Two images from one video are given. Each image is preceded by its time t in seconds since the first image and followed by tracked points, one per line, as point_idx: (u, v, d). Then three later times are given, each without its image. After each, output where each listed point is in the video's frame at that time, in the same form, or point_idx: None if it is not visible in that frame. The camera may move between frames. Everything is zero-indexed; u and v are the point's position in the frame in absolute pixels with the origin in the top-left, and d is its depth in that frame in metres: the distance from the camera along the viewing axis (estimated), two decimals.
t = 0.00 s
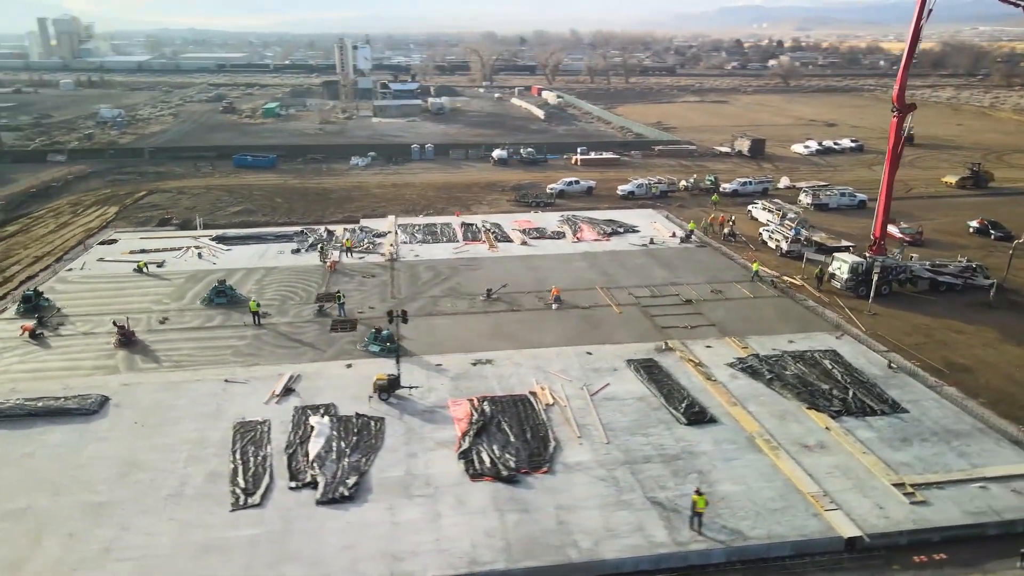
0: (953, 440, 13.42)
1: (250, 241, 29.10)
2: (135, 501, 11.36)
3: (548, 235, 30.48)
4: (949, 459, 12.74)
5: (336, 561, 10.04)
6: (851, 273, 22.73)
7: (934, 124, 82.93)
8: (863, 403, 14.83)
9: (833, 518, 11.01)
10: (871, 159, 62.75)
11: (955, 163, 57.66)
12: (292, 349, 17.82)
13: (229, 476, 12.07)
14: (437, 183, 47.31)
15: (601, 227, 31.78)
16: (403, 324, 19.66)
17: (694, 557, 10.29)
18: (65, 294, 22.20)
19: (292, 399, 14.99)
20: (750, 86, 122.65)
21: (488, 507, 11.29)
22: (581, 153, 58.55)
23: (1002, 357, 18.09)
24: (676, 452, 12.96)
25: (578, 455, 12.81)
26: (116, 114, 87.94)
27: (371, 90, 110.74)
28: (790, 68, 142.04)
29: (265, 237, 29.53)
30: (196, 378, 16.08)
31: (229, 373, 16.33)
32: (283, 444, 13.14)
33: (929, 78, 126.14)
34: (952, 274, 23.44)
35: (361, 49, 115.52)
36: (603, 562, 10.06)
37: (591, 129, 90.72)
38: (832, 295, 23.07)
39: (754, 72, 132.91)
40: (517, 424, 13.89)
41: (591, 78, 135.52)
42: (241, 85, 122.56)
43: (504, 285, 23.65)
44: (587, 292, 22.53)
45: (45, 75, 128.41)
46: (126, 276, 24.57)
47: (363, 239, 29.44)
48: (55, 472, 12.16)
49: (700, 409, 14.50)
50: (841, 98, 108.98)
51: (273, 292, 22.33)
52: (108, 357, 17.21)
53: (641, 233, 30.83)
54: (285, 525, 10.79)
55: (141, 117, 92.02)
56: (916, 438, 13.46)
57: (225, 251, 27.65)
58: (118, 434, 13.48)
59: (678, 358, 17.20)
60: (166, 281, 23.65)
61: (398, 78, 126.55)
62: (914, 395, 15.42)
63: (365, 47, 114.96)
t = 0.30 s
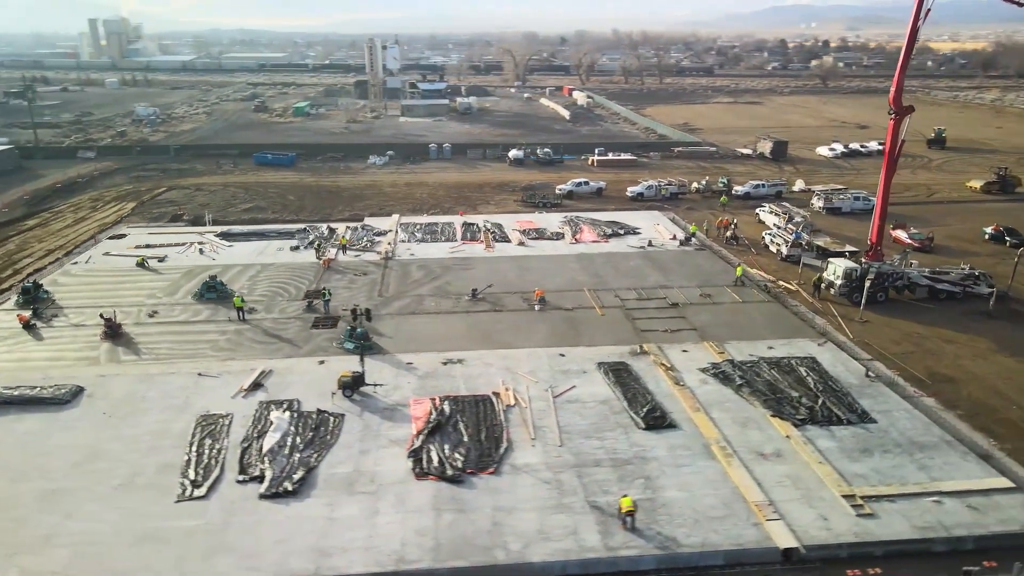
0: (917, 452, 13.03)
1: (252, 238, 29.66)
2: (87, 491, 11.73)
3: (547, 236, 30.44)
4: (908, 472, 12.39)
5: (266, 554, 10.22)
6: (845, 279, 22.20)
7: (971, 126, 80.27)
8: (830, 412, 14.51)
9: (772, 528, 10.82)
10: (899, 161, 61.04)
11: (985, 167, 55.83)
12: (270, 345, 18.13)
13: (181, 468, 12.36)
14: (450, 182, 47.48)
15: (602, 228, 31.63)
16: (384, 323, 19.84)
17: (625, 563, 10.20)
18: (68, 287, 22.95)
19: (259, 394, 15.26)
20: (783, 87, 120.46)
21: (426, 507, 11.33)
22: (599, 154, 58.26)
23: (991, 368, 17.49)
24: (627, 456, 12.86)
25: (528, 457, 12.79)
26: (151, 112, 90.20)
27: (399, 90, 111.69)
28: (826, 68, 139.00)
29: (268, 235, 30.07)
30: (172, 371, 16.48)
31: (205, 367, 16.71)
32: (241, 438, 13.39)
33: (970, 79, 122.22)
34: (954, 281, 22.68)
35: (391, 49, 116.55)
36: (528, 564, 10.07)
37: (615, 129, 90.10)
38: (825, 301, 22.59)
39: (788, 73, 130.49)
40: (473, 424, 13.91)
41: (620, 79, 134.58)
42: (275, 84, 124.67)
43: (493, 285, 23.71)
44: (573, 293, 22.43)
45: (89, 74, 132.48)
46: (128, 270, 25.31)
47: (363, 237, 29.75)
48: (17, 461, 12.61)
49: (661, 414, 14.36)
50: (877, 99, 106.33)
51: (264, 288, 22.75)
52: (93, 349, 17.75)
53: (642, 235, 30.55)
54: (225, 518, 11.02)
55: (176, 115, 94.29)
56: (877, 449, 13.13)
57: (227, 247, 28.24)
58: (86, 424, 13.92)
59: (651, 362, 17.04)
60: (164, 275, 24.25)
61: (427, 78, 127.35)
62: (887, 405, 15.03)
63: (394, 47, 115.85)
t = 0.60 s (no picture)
0: (875, 462, 12.75)
1: (253, 234, 30.15)
2: (43, 480, 12.07)
3: (543, 236, 30.40)
4: (861, 481, 12.14)
5: (200, 545, 10.42)
6: (834, 284, 21.79)
7: (1005, 128, 77.89)
8: (793, 419, 14.28)
9: (708, 534, 10.71)
10: (923, 164, 59.55)
11: (1012, 172, 54.13)
12: (248, 340, 18.43)
13: (137, 459, 12.66)
14: (460, 182, 47.63)
15: (600, 229, 31.48)
16: (364, 321, 20.04)
17: (553, 564, 10.18)
18: (66, 280, 23.59)
19: (226, 389, 15.53)
20: (812, 87, 118.33)
21: (366, 503, 11.43)
22: (613, 155, 57.95)
23: (974, 377, 17.00)
24: (576, 458, 12.81)
25: (477, 457, 12.83)
26: (181, 111, 92.12)
27: (423, 89, 112.37)
28: (859, 67, 136.16)
29: (268, 232, 30.53)
30: (148, 364, 16.85)
31: (181, 361, 17.06)
32: (200, 431, 13.66)
33: (1009, 80, 118.47)
34: (950, 288, 22.07)
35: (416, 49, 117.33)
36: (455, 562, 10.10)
37: (636, 130, 89.48)
38: (814, 306, 22.20)
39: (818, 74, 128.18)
40: (428, 423, 13.98)
41: (646, 79, 133.57)
42: (302, 84, 126.32)
43: (480, 285, 23.77)
44: (556, 294, 22.39)
45: (127, 73, 136.03)
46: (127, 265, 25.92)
47: (360, 235, 30.03)
48: None
49: (619, 417, 14.28)
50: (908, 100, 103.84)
51: (254, 284, 23.12)
52: (77, 341, 18.25)
53: (639, 237, 30.34)
54: (169, 509, 11.26)
55: (204, 114, 96.18)
56: (833, 458, 12.89)
57: (226, 244, 28.74)
58: (55, 414, 14.33)
59: (620, 364, 16.94)
60: (160, 270, 24.79)
61: (452, 78, 127.89)
62: (855, 412, 14.73)
63: (419, 47, 116.58)
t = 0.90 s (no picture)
0: (823, 472, 12.51)
1: (253, 231, 30.70)
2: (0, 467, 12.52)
3: (539, 237, 30.39)
4: (803, 491, 11.93)
5: (133, 535, 10.70)
6: (819, 290, 21.40)
7: None
8: (748, 426, 14.08)
9: (633, 540, 10.64)
10: (950, 168, 57.91)
11: None
12: (225, 336, 18.81)
13: (92, 449, 13.04)
14: (471, 181, 47.81)
15: (597, 230, 31.36)
16: (341, 318, 20.26)
17: (472, 565, 10.20)
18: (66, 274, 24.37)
19: (193, 382, 15.88)
20: (845, 89, 115.89)
21: (300, 499, 11.58)
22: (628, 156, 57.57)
23: (949, 388, 16.56)
24: (520, 460, 12.81)
25: (420, 456, 12.92)
26: (211, 109, 94.10)
27: (449, 89, 113.00)
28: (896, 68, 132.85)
29: (269, 229, 31.06)
30: (125, 356, 17.33)
31: (156, 354, 17.48)
32: (158, 422, 14.00)
33: None
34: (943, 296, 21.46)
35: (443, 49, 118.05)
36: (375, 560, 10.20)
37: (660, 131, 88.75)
38: (800, 312, 21.82)
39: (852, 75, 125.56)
40: (380, 421, 14.11)
41: (675, 80, 132.36)
42: (332, 83, 128.05)
43: (465, 285, 23.86)
44: (537, 296, 22.38)
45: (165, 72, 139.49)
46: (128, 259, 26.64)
47: (358, 233, 30.38)
48: None
49: (572, 420, 14.24)
50: (945, 101, 100.97)
51: (243, 280, 23.57)
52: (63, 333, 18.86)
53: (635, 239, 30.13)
54: (111, 499, 11.58)
55: (234, 112, 98.11)
56: (780, 467, 12.68)
57: (225, 240, 29.34)
58: (25, 403, 14.84)
59: (585, 367, 16.88)
60: (157, 265, 25.44)
61: (480, 78, 128.39)
62: (815, 420, 14.46)
63: (446, 47, 117.25)
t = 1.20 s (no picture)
0: (770, 480, 12.34)
1: (255, 228, 31.25)
2: None
3: (534, 237, 30.39)
4: (744, 499, 11.78)
5: (76, 523, 11.04)
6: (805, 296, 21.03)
7: None
8: (703, 432, 13.92)
9: (560, 543, 10.64)
10: (976, 171, 56.30)
11: None
12: (206, 330, 19.21)
13: (55, 438, 13.45)
14: (482, 181, 47.95)
15: (594, 231, 31.24)
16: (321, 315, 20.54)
17: (396, 563, 10.32)
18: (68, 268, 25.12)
19: (164, 375, 16.26)
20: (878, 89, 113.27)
21: (242, 493, 11.80)
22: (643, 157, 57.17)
23: (924, 398, 16.18)
24: (465, 460, 12.87)
25: (368, 453, 13.06)
26: (240, 108, 95.90)
27: (474, 89, 113.40)
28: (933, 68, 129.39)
29: (270, 226, 31.59)
30: (105, 348, 17.81)
31: (135, 346, 17.93)
32: (122, 413, 14.38)
33: None
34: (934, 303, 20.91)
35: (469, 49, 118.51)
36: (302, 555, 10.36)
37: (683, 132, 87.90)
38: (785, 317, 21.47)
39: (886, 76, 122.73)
40: (337, 418, 14.29)
41: (703, 80, 130.93)
42: (360, 83, 129.44)
43: (451, 284, 23.99)
44: (519, 296, 22.40)
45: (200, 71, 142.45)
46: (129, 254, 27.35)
47: (356, 232, 30.73)
48: None
49: (526, 422, 14.26)
50: (981, 102, 98.09)
51: (234, 276, 24.03)
52: (52, 325, 19.46)
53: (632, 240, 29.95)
54: (62, 488, 11.94)
55: (263, 111, 99.76)
56: (727, 474, 12.54)
57: (227, 236, 29.92)
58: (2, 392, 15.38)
59: (551, 369, 16.85)
60: (156, 260, 26.06)
61: (507, 78, 128.66)
62: (774, 427, 14.26)
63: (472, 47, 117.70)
